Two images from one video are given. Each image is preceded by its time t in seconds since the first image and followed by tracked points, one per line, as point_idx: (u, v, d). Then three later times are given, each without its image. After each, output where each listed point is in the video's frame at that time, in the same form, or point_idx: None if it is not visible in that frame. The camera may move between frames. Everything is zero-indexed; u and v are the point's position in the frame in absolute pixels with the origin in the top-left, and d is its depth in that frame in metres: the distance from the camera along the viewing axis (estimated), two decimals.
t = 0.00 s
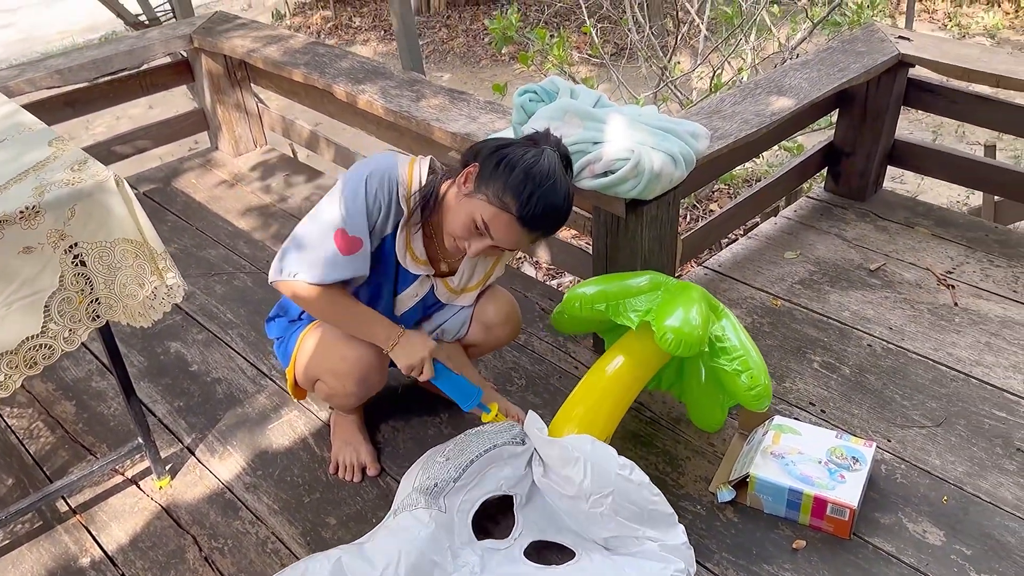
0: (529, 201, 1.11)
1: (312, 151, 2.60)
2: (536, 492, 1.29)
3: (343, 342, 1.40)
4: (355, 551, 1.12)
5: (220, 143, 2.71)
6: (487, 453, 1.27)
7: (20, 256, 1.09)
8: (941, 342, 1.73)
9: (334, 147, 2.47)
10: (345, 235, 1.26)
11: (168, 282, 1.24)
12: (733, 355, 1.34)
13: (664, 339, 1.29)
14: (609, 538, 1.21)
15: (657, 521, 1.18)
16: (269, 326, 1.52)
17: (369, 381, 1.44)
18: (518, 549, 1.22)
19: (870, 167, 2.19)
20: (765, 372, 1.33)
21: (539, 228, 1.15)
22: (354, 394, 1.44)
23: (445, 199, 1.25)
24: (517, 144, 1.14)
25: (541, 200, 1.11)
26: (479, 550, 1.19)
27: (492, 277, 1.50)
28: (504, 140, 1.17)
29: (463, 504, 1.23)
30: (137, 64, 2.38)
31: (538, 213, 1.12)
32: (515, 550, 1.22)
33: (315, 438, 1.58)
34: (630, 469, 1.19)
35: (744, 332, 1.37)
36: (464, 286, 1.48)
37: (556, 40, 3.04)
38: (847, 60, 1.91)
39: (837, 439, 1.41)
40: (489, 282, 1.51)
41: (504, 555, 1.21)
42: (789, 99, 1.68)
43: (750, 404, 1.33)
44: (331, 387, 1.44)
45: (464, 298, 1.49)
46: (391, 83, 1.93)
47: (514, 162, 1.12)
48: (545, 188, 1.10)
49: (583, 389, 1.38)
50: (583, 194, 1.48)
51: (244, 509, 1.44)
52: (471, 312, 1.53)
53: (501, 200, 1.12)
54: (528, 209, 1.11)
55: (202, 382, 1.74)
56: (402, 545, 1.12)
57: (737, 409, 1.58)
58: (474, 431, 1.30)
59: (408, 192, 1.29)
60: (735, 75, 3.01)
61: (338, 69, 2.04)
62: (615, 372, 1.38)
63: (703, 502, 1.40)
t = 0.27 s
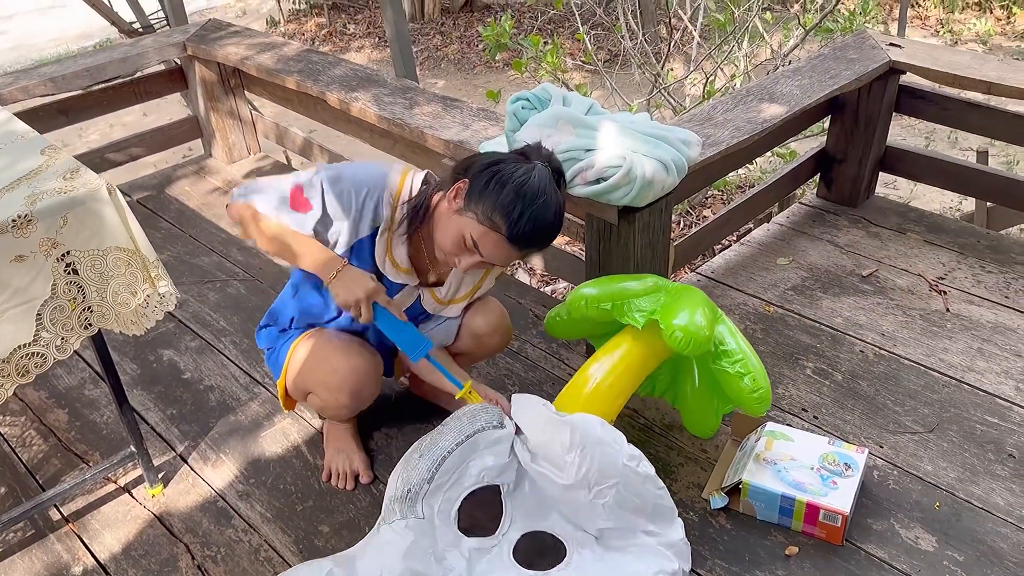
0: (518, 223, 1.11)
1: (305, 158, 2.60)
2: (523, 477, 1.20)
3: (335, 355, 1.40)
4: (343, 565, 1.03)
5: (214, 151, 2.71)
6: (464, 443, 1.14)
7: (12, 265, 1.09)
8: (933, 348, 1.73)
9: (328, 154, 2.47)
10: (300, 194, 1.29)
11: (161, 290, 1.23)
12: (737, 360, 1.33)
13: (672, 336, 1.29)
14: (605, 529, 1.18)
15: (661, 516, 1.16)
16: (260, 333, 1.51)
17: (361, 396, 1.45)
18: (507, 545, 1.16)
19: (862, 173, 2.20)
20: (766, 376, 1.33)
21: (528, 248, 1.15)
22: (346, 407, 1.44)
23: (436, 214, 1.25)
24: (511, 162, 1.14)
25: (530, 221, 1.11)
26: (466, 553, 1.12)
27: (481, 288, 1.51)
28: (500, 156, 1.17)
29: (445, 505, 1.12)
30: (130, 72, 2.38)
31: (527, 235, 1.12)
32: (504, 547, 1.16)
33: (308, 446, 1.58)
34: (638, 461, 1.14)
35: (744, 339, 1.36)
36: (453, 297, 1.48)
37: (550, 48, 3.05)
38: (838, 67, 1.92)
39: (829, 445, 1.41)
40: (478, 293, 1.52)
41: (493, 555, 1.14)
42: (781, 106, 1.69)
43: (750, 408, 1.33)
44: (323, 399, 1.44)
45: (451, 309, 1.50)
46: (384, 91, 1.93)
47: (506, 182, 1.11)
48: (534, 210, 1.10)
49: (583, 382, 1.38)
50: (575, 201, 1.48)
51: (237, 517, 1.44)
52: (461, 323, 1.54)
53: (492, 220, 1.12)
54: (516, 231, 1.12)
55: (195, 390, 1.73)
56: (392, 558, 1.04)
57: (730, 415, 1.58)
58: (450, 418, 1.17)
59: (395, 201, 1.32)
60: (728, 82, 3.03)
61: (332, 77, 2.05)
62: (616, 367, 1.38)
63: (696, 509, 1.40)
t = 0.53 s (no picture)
0: (517, 227, 1.10)
1: (306, 163, 2.60)
2: (532, 501, 1.28)
3: (339, 353, 1.40)
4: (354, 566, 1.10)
5: (214, 155, 2.71)
6: (477, 462, 1.23)
7: (14, 270, 1.08)
8: (935, 354, 1.73)
9: (329, 159, 2.47)
10: (320, 258, 1.28)
11: (163, 295, 1.23)
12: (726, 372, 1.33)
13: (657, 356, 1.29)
14: (605, 552, 1.21)
15: (654, 536, 1.18)
16: (263, 341, 1.52)
17: (366, 393, 1.44)
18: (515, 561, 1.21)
19: (863, 179, 2.20)
20: (758, 386, 1.34)
21: (527, 252, 1.15)
22: (350, 405, 1.44)
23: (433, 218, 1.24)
24: (508, 166, 1.13)
25: (529, 226, 1.10)
26: (472, 564, 1.17)
27: (480, 290, 1.51)
28: (497, 161, 1.16)
29: (456, 518, 1.20)
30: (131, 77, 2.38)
31: (526, 239, 1.12)
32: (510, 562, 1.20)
33: (309, 451, 1.57)
34: (630, 484, 1.17)
35: (738, 346, 1.37)
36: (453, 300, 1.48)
37: (550, 53, 3.05)
38: (839, 73, 1.92)
39: (831, 452, 1.41)
40: (477, 295, 1.51)
41: (500, 568, 1.19)
42: (782, 112, 1.69)
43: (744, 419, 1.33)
44: (326, 398, 1.43)
45: (452, 312, 1.50)
46: (385, 96, 1.93)
47: (504, 186, 1.11)
48: (533, 214, 1.10)
49: (577, 402, 1.38)
50: (577, 206, 1.48)
51: (238, 523, 1.43)
52: (461, 326, 1.54)
53: (489, 224, 1.12)
54: (515, 235, 1.11)
55: (195, 395, 1.73)
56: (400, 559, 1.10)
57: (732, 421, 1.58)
58: (464, 440, 1.27)
59: (387, 214, 1.30)
60: (728, 87, 3.03)
61: (333, 81, 2.05)
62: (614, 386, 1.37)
63: (699, 515, 1.39)
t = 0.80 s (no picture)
0: (509, 217, 1.10)
1: (309, 165, 2.60)
2: (534, 488, 1.26)
3: (349, 363, 1.39)
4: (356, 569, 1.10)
5: (217, 157, 2.71)
6: (475, 454, 1.22)
7: (20, 271, 1.08)
8: (940, 359, 1.73)
9: (333, 161, 2.47)
10: (309, 249, 1.29)
11: (168, 297, 1.22)
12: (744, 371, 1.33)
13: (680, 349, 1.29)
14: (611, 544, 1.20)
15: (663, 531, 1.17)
16: (266, 345, 1.50)
17: (377, 402, 1.44)
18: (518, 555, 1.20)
19: (867, 183, 2.20)
20: (773, 387, 1.33)
21: (523, 243, 1.14)
22: (361, 414, 1.44)
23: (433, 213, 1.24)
24: (501, 156, 1.13)
25: (522, 215, 1.10)
26: (476, 561, 1.17)
27: (483, 291, 1.52)
28: (491, 151, 1.16)
29: (458, 513, 1.19)
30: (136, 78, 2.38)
31: (520, 229, 1.11)
32: (513, 557, 1.20)
33: (312, 453, 1.57)
34: (642, 478, 1.16)
35: (750, 347, 1.36)
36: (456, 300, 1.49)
37: (553, 56, 3.06)
38: (845, 77, 1.92)
39: (837, 456, 1.41)
40: (480, 297, 1.52)
41: (503, 565, 1.18)
42: (788, 116, 1.69)
43: (758, 420, 1.33)
44: (336, 407, 1.43)
45: (454, 314, 1.50)
46: (390, 98, 1.93)
47: (496, 177, 1.10)
48: (526, 203, 1.09)
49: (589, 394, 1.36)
50: (583, 209, 1.48)
51: (242, 525, 1.43)
52: (464, 329, 1.54)
53: (484, 215, 1.12)
54: (508, 225, 1.10)
55: (199, 397, 1.73)
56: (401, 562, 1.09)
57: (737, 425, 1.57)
58: (461, 433, 1.25)
59: (390, 214, 1.30)
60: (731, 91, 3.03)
61: (338, 84, 2.05)
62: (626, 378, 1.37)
63: (703, 519, 1.39)
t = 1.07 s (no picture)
0: (525, 230, 1.11)
1: (314, 164, 2.61)
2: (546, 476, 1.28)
3: (345, 361, 1.40)
4: (366, 559, 1.11)
5: (223, 156, 2.72)
6: (486, 444, 1.24)
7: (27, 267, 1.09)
8: (943, 362, 1.73)
9: (337, 161, 2.48)
10: (303, 220, 1.31)
11: (174, 295, 1.23)
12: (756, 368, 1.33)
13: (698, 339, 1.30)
14: (626, 533, 1.21)
15: (680, 521, 1.17)
16: (269, 340, 1.51)
17: (370, 402, 1.44)
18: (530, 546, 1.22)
19: (871, 187, 2.20)
20: (784, 386, 1.34)
21: (536, 254, 1.15)
22: (354, 414, 1.44)
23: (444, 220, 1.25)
24: (518, 169, 1.14)
25: (537, 228, 1.11)
26: (486, 553, 1.18)
27: (486, 301, 1.50)
28: (506, 164, 1.17)
29: (470, 504, 1.20)
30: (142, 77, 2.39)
31: (534, 242, 1.12)
32: (523, 550, 1.21)
33: (316, 452, 1.58)
34: (660, 464, 1.16)
35: (760, 347, 1.37)
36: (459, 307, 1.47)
37: (558, 57, 3.06)
38: (849, 80, 1.92)
39: (839, 459, 1.41)
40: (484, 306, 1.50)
41: (513, 558, 1.20)
42: (793, 118, 1.70)
43: (769, 416, 1.32)
44: (331, 405, 1.44)
45: (457, 320, 1.48)
46: (395, 99, 1.94)
47: (513, 189, 1.11)
48: (541, 217, 1.10)
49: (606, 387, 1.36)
50: (587, 210, 1.48)
51: (245, 523, 1.43)
52: (470, 333, 1.54)
53: (498, 227, 1.12)
54: (523, 238, 1.12)
55: (203, 395, 1.73)
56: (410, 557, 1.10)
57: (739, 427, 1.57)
58: (470, 422, 1.26)
59: (395, 213, 1.34)
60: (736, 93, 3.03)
61: (343, 84, 2.05)
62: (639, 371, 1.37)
63: (706, 520, 1.39)
